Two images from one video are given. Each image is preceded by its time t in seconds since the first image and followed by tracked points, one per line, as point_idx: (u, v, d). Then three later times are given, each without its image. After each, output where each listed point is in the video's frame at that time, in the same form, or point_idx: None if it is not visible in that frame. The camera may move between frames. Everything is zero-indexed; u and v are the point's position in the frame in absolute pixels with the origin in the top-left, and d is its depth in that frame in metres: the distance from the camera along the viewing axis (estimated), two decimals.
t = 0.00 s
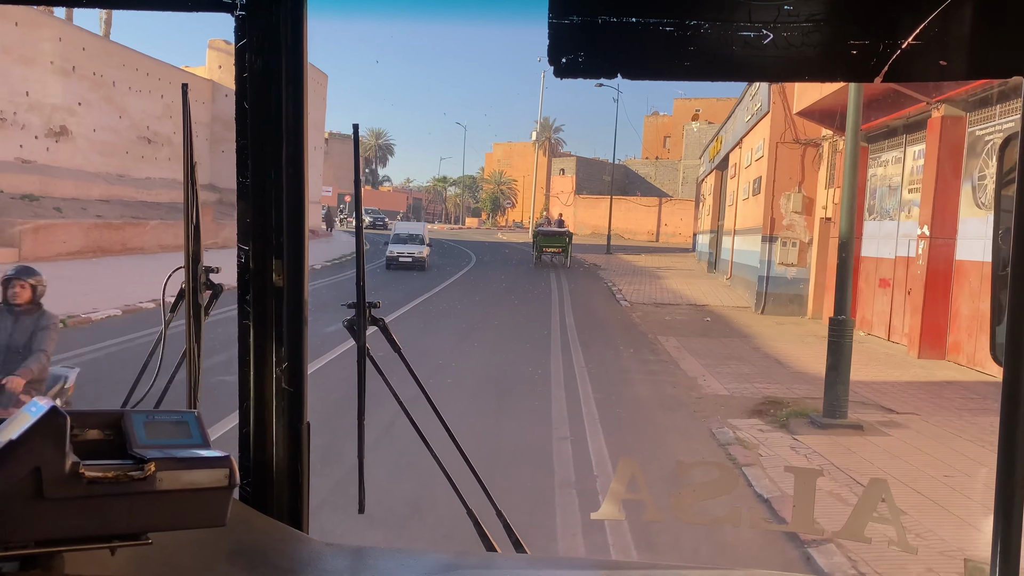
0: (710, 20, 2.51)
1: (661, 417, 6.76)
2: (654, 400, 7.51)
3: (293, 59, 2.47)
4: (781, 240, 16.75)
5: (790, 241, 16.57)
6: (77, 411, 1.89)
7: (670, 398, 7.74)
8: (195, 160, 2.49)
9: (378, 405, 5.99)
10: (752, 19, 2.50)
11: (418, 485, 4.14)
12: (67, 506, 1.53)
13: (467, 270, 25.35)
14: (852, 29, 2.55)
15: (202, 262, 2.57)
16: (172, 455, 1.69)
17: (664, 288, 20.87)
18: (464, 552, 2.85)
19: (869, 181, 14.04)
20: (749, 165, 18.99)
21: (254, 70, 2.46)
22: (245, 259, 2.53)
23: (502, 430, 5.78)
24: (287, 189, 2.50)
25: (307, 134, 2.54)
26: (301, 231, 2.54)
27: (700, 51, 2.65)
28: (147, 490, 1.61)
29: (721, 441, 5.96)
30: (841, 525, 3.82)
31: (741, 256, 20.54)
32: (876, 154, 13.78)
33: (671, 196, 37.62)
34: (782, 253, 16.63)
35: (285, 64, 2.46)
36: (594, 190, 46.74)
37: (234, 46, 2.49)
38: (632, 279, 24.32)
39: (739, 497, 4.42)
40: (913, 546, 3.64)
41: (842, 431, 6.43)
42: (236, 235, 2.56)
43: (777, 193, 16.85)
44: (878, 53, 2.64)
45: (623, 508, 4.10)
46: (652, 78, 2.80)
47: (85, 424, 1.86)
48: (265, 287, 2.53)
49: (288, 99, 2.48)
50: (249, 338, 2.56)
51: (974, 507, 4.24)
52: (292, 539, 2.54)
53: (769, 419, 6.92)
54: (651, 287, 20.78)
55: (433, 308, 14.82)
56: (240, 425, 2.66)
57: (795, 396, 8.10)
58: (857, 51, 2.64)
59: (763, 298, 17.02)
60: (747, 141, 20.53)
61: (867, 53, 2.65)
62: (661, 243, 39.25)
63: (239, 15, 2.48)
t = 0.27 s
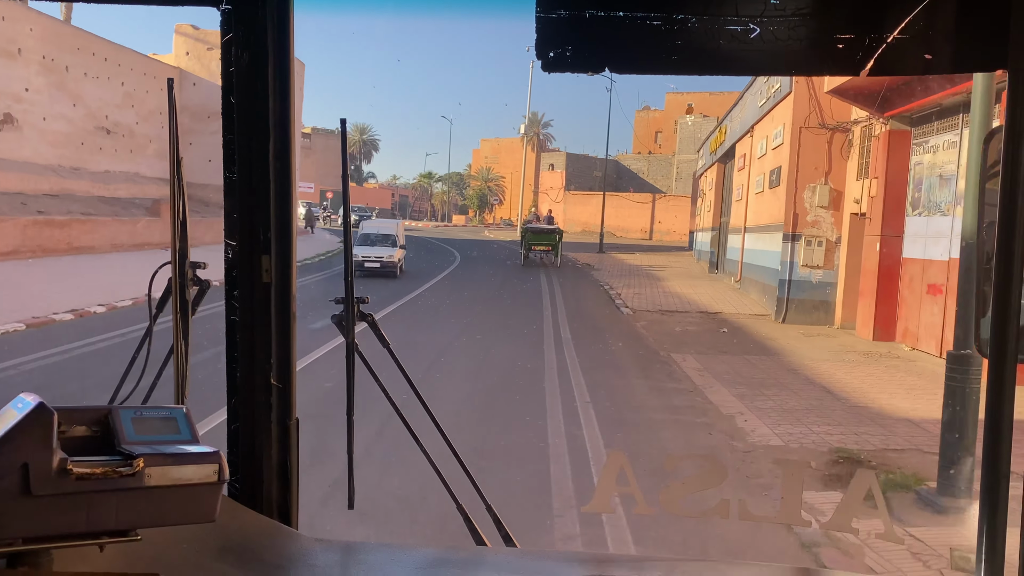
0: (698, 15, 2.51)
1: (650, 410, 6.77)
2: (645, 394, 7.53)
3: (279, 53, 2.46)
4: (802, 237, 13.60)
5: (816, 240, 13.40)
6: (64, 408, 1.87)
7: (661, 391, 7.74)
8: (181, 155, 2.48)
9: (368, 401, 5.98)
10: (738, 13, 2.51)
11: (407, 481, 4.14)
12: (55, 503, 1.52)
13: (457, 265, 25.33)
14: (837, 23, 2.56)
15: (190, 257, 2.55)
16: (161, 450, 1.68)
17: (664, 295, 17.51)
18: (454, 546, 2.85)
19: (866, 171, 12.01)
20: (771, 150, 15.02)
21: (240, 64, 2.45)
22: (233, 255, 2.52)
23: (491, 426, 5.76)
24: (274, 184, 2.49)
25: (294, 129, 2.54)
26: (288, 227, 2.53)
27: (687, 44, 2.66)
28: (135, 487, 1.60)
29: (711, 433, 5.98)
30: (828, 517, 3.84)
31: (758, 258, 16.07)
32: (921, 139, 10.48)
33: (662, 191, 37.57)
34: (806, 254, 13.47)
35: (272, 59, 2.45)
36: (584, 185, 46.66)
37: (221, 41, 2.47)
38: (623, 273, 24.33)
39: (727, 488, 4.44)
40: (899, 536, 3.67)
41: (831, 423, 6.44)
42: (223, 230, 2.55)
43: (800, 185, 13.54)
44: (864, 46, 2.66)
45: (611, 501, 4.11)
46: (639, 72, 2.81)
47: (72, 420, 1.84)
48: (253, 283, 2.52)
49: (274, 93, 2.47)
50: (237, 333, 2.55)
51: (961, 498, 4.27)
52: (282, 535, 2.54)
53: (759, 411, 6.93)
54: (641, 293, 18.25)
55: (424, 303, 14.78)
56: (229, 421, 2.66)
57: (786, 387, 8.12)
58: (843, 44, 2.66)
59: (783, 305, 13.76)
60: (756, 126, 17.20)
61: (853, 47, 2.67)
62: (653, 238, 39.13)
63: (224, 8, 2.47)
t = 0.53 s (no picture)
0: (683, 11, 2.50)
1: (640, 406, 6.76)
2: (634, 389, 7.52)
3: (265, 49, 2.44)
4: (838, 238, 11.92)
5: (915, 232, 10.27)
6: (47, 408, 1.85)
7: (653, 387, 7.72)
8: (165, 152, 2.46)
9: (355, 398, 5.96)
10: (724, 10, 2.51)
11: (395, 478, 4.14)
12: (37, 504, 1.51)
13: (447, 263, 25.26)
14: (821, 20, 2.57)
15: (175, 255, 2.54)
16: (144, 449, 1.67)
17: (669, 299, 16.14)
18: (443, 543, 2.84)
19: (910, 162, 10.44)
20: (802, 136, 12.99)
21: (225, 60, 2.43)
22: (218, 253, 2.50)
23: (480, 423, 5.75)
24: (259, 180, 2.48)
25: (279, 126, 2.52)
26: (274, 223, 2.52)
27: (671, 41, 2.65)
28: (118, 486, 1.60)
29: (701, 429, 5.98)
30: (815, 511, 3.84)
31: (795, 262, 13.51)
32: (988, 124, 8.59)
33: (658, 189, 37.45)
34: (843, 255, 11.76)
35: (257, 55, 2.44)
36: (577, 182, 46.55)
37: (205, 37, 2.46)
38: (617, 271, 24.28)
39: (715, 483, 4.44)
40: (885, 531, 3.68)
41: (819, 420, 6.45)
42: (208, 227, 2.53)
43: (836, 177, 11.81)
44: (848, 42, 2.67)
45: (599, 497, 4.12)
46: (624, 68, 2.81)
47: (54, 420, 1.83)
48: (239, 280, 2.51)
49: (260, 90, 2.46)
50: (222, 331, 2.54)
51: (950, 494, 4.28)
52: (268, 533, 2.53)
53: (750, 408, 6.92)
54: (656, 301, 15.65)
55: (413, 301, 14.74)
56: (215, 419, 2.64)
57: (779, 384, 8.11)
58: (828, 41, 2.67)
59: (815, 316, 12.05)
60: (773, 116, 15.58)
61: (838, 43, 2.68)
62: (649, 237, 38.97)
63: (208, 4, 2.45)
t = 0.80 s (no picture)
0: (675, 10, 2.51)
1: (635, 404, 6.77)
2: (630, 388, 7.52)
3: (257, 47, 2.44)
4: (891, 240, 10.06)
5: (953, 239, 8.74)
6: (38, 408, 1.84)
7: (649, 385, 7.72)
8: (157, 151, 2.45)
9: (349, 397, 5.96)
10: (716, 7, 2.51)
11: (389, 476, 4.13)
12: (28, 504, 1.50)
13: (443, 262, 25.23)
14: (813, 18, 2.57)
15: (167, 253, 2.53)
16: (137, 449, 1.66)
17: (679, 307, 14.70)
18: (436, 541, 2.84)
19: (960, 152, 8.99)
20: (842, 124, 11.24)
21: (216, 58, 2.43)
22: (210, 251, 2.50)
23: (474, 421, 5.74)
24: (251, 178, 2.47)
25: (270, 124, 2.51)
26: (266, 221, 2.51)
27: (664, 39, 2.65)
28: (110, 485, 1.59)
29: (696, 427, 5.98)
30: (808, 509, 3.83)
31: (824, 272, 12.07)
32: None
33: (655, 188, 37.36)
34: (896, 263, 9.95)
35: (248, 52, 2.43)
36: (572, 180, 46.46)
37: (195, 34, 2.45)
38: (613, 269, 24.25)
39: (708, 481, 4.44)
40: (878, 528, 3.69)
41: (813, 419, 6.45)
42: (200, 225, 2.53)
43: (889, 169, 9.88)
44: (840, 41, 2.67)
45: (592, 496, 4.11)
46: (618, 66, 2.81)
47: (46, 419, 1.82)
48: (230, 278, 2.50)
49: (251, 88, 2.45)
50: (214, 329, 2.54)
51: (944, 491, 4.29)
52: (261, 531, 2.53)
53: (746, 406, 6.92)
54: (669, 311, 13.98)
55: (408, 300, 14.72)
56: (207, 417, 2.64)
57: (775, 382, 8.10)
58: (820, 39, 2.68)
59: (864, 332, 10.15)
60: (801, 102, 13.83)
61: (829, 41, 2.69)
62: (649, 237, 39.11)
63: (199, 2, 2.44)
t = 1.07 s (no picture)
0: (672, 10, 2.51)
1: (635, 404, 6.77)
2: (630, 388, 7.51)
3: (254, 47, 2.43)
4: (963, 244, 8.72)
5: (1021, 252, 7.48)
6: (35, 409, 1.84)
7: (650, 386, 7.71)
8: (154, 151, 2.45)
9: (348, 398, 5.97)
10: (713, 8, 2.51)
11: (386, 477, 4.14)
12: (25, 504, 1.50)
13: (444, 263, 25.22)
14: (811, 18, 2.57)
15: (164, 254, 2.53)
16: (133, 450, 1.66)
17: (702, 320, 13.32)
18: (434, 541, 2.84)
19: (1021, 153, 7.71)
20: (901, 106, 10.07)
21: (213, 59, 2.42)
22: (208, 251, 2.50)
23: (471, 421, 5.75)
24: (248, 179, 2.47)
25: (267, 125, 2.51)
26: (263, 222, 2.51)
27: (661, 39, 2.65)
28: (106, 486, 1.59)
29: (696, 428, 5.97)
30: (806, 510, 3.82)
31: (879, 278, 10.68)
32: None
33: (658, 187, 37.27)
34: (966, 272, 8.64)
35: (246, 53, 2.43)
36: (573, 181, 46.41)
37: (193, 35, 2.45)
38: (612, 270, 24.22)
39: (707, 481, 4.44)
40: (876, 527, 3.70)
41: (813, 420, 6.43)
42: (197, 226, 2.52)
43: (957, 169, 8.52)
44: (837, 42, 2.67)
45: (590, 496, 4.10)
46: (616, 66, 2.80)
47: (42, 421, 1.82)
48: (228, 279, 2.50)
49: (249, 88, 2.45)
50: (212, 330, 2.53)
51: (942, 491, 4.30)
52: (259, 532, 2.53)
53: (746, 405, 6.93)
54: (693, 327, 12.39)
55: (408, 301, 14.70)
56: (205, 418, 2.64)
57: (776, 382, 8.09)
58: (818, 40, 2.68)
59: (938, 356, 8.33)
60: (844, 86, 12.76)
61: (827, 42, 2.69)
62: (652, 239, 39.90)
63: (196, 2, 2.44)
